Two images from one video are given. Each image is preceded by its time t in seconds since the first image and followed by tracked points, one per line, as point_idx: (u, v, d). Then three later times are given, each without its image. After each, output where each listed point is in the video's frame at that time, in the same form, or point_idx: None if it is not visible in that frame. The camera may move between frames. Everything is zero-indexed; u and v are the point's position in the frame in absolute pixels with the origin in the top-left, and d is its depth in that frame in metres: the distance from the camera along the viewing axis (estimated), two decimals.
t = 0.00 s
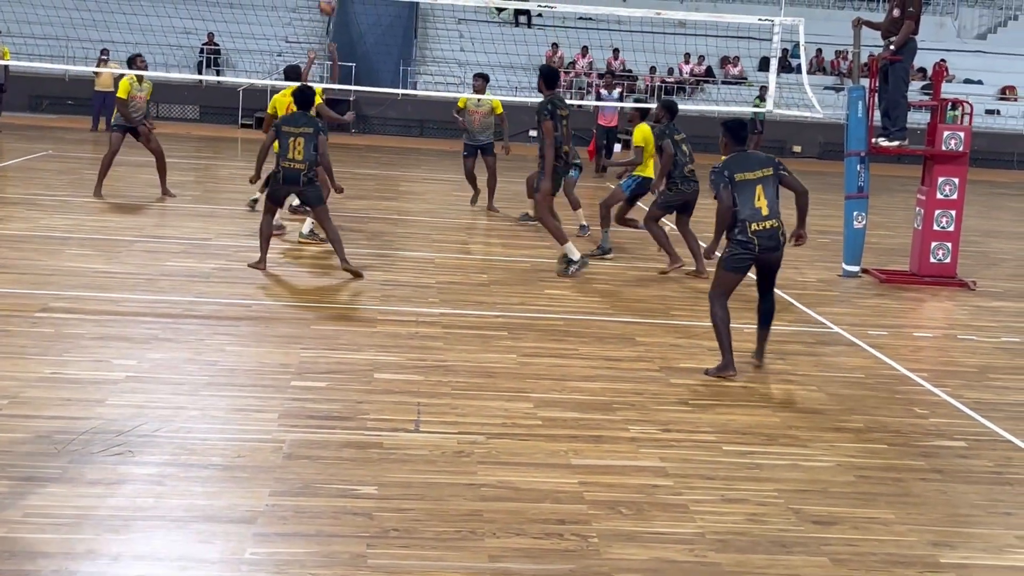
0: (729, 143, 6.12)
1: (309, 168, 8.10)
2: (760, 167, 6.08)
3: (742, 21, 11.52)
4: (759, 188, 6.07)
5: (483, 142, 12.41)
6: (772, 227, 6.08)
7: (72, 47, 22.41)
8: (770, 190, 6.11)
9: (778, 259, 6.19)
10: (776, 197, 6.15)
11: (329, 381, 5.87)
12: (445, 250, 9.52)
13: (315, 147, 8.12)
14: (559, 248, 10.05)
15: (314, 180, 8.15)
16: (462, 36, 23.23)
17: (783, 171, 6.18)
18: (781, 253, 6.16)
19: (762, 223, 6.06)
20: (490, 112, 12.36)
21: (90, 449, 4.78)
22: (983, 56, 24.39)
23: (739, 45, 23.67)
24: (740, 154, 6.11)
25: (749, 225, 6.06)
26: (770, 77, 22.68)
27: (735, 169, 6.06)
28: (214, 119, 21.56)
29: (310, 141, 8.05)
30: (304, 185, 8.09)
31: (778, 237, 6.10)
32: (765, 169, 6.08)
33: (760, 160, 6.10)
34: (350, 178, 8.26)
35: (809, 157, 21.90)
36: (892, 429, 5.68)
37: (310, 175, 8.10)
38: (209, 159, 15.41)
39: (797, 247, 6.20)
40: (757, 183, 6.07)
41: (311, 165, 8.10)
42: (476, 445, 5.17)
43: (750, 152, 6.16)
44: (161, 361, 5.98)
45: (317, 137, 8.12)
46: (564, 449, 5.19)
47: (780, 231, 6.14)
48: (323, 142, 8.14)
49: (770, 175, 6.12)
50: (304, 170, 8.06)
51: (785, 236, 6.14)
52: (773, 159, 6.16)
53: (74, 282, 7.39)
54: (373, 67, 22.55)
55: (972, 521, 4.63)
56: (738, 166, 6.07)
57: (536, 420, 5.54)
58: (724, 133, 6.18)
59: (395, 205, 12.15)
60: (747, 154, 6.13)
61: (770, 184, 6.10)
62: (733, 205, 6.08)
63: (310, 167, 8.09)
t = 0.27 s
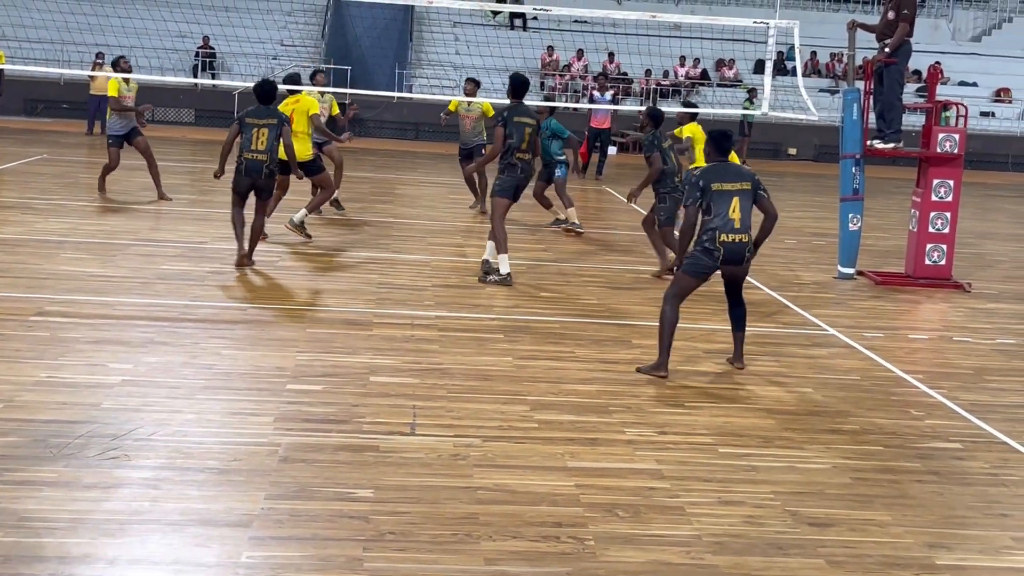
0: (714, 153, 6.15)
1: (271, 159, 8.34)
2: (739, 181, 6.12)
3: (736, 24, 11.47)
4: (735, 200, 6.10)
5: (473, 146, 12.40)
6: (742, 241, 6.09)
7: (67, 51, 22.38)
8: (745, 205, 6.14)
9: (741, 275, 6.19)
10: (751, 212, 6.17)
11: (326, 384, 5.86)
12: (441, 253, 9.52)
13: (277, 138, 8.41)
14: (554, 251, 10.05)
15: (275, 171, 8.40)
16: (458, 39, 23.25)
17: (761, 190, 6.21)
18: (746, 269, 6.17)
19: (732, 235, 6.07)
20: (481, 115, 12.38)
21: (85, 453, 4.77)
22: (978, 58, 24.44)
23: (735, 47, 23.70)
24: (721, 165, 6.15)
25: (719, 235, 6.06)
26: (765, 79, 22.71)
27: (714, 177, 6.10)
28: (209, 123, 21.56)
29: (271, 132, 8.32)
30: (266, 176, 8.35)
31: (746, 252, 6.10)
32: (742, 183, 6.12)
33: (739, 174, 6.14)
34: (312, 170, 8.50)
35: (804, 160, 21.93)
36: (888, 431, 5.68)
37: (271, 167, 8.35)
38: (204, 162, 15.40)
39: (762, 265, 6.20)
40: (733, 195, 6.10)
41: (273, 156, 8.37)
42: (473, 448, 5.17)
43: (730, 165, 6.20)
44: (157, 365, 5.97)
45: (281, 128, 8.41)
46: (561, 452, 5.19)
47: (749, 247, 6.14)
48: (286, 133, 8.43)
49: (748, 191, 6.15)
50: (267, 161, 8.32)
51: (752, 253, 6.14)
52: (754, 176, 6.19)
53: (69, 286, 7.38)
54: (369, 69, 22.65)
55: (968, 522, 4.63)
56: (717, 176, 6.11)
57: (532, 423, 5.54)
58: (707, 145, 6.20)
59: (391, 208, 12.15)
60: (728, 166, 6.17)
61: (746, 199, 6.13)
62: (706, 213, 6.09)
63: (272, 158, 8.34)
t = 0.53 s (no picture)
0: (699, 162, 6.16)
1: (235, 167, 8.34)
2: (726, 190, 6.11)
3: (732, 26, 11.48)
4: (723, 209, 6.10)
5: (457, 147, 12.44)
6: (731, 250, 6.10)
7: (62, 53, 22.35)
8: (733, 213, 6.14)
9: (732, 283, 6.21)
10: (739, 220, 6.17)
11: (322, 387, 5.86)
12: (437, 255, 9.52)
13: (242, 148, 8.38)
14: (551, 252, 10.05)
15: (241, 179, 8.40)
16: (454, 41, 23.26)
17: (748, 198, 6.21)
18: (737, 276, 6.18)
19: (721, 244, 6.08)
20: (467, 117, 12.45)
21: (81, 456, 4.77)
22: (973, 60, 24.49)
23: (730, 49, 23.73)
24: (707, 175, 6.15)
25: (708, 244, 6.07)
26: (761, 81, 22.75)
27: (700, 188, 6.10)
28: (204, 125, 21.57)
29: (236, 142, 8.29)
30: (230, 183, 8.35)
31: (736, 260, 6.11)
32: (730, 193, 6.12)
33: (726, 184, 6.14)
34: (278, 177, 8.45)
35: (800, 161, 21.96)
36: (884, 432, 5.68)
37: (236, 175, 8.35)
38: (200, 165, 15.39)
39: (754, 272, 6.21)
40: (721, 205, 6.10)
41: (238, 164, 8.36)
42: (469, 450, 5.17)
43: (717, 174, 6.19)
44: (153, 367, 5.97)
45: (246, 137, 8.37)
46: (557, 454, 5.19)
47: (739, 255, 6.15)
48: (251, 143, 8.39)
49: (735, 199, 6.15)
50: (230, 170, 8.31)
51: (743, 261, 6.15)
52: (741, 185, 6.19)
53: (64, 289, 7.37)
54: (365, 72, 22.68)
55: (963, 524, 4.63)
56: (703, 186, 6.10)
57: (528, 425, 5.54)
58: (695, 154, 6.19)
59: (387, 211, 12.15)
60: (714, 175, 6.16)
61: (733, 208, 6.13)
62: (693, 224, 6.10)
63: (236, 166, 8.33)
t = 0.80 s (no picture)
0: (699, 167, 6.21)
1: (211, 162, 8.33)
2: (728, 191, 6.14)
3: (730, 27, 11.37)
4: (726, 210, 6.12)
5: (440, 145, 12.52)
6: (739, 248, 6.08)
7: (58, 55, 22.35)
8: (737, 214, 6.15)
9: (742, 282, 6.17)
10: (744, 221, 6.17)
11: (318, 389, 5.85)
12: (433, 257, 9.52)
13: (219, 144, 8.38)
14: (547, 254, 10.05)
15: (216, 174, 8.37)
16: (450, 43, 23.28)
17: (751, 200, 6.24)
18: (746, 275, 6.15)
19: (728, 243, 6.07)
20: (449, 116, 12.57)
21: (77, 459, 4.76)
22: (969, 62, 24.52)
23: (726, 51, 23.76)
24: (708, 178, 6.19)
25: (715, 243, 6.06)
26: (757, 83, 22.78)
27: (702, 190, 6.13)
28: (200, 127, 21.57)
29: (211, 137, 8.32)
30: (203, 178, 8.34)
31: (745, 258, 6.09)
32: (732, 194, 6.14)
33: (727, 185, 6.17)
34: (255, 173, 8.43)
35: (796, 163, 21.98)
36: (880, 434, 5.69)
37: (211, 169, 8.35)
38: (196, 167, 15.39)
39: (763, 271, 6.18)
40: (724, 206, 6.11)
41: (213, 159, 8.35)
42: (465, 452, 5.17)
43: (718, 178, 6.23)
44: (148, 370, 5.96)
45: (223, 133, 8.38)
46: (553, 456, 5.19)
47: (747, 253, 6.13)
48: (227, 139, 8.38)
49: (739, 200, 6.17)
50: (204, 164, 8.31)
51: (751, 259, 6.13)
52: (743, 187, 6.22)
53: (59, 291, 7.36)
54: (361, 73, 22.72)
55: (959, 525, 4.63)
56: (705, 188, 6.13)
57: (524, 427, 5.53)
58: (694, 160, 6.24)
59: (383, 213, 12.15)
60: (716, 178, 6.20)
61: (737, 208, 6.14)
62: (699, 225, 6.11)
63: (211, 161, 8.32)
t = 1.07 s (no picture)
0: (694, 174, 6.22)
1: (207, 162, 8.35)
2: (722, 199, 6.14)
3: (726, 29, 11.13)
4: (719, 218, 6.12)
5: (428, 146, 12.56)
6: (732, 255, 6.06)
7: (53, 57, 22.33)
8: (731, 222, 6.14)
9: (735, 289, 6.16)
10: (738, 229, 6.16)
11: (314, 391, 5.85)
12: (429, 258, 9.52)
13: (214, 142, 8.38)
14: (544, 255, 10.06)
15: (213, 174, 8.38)
16: (446, 44, 23.30)
17: (745, 209, 6.23)
18: (738, 283, 6.14)
19: (720, 249, 6.06)
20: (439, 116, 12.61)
21: (73, 460, 4.75)
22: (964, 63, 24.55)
23: (721, 52, 23.79)
24: (703, 186, 6.19)
25: (708, 250, 6.05)
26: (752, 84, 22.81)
27: (696, 197, 6.13)
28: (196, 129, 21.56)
29: (206, 136, 8.32)
30: (201, 177, 8.35)
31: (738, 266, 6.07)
32: (726, 202, 6.14)
33: (722, 193, 6.16)
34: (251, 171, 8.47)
35: (792, 164, 22.01)
36: (877, 435, 5.69)
37: (206, 169, 8.36)
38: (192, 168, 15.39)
39: (756, 280, 6.17)
40: (718, 214, 6.11)
41: (208, 159, 8.37)
42: (462, 453, 5.16)
43: (714, 185, 6.23)
44: (144, 371, 5.95)
45: (217, 131, 8.37)
46: (550, 457, 5.19)
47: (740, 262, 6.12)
48: (222, 137, 8.36)
49: (733, 208, 6.16)
50: (201, 164, 8.32)
51: (744, 267, 6.11)
52: (738, 196, 6.22)
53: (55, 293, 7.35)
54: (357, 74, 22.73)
55: (955, 526, 4.64)
56: (700, 195, 6.13)
57: (520, 428, 5.53)
58: (690, 167, 6.25)
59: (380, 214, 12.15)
60: (710, 186, 6.20)
61: (731, 217, 6.14)
62: (692, 232, 6.11)
63: (207, 161, 8.33)
